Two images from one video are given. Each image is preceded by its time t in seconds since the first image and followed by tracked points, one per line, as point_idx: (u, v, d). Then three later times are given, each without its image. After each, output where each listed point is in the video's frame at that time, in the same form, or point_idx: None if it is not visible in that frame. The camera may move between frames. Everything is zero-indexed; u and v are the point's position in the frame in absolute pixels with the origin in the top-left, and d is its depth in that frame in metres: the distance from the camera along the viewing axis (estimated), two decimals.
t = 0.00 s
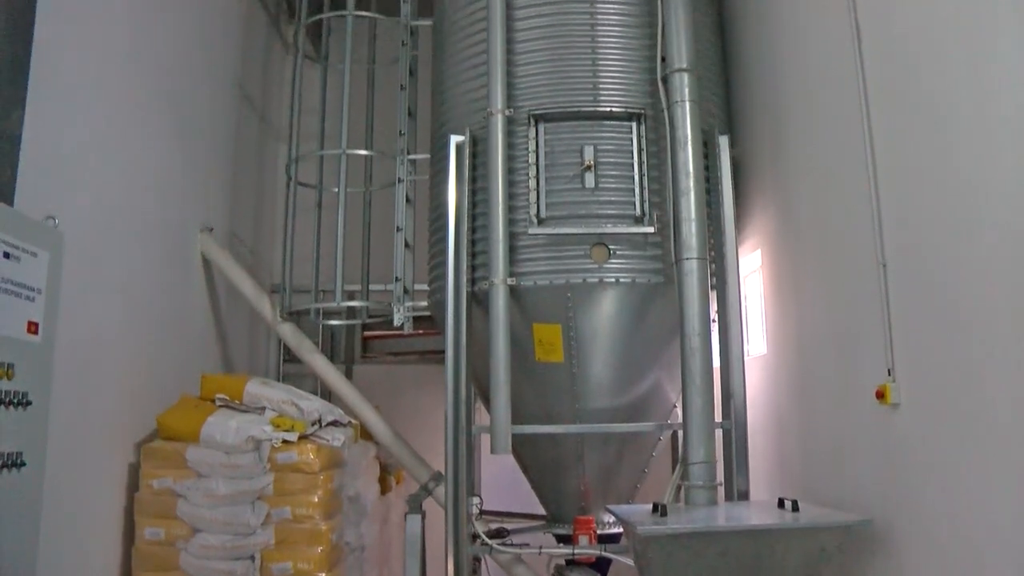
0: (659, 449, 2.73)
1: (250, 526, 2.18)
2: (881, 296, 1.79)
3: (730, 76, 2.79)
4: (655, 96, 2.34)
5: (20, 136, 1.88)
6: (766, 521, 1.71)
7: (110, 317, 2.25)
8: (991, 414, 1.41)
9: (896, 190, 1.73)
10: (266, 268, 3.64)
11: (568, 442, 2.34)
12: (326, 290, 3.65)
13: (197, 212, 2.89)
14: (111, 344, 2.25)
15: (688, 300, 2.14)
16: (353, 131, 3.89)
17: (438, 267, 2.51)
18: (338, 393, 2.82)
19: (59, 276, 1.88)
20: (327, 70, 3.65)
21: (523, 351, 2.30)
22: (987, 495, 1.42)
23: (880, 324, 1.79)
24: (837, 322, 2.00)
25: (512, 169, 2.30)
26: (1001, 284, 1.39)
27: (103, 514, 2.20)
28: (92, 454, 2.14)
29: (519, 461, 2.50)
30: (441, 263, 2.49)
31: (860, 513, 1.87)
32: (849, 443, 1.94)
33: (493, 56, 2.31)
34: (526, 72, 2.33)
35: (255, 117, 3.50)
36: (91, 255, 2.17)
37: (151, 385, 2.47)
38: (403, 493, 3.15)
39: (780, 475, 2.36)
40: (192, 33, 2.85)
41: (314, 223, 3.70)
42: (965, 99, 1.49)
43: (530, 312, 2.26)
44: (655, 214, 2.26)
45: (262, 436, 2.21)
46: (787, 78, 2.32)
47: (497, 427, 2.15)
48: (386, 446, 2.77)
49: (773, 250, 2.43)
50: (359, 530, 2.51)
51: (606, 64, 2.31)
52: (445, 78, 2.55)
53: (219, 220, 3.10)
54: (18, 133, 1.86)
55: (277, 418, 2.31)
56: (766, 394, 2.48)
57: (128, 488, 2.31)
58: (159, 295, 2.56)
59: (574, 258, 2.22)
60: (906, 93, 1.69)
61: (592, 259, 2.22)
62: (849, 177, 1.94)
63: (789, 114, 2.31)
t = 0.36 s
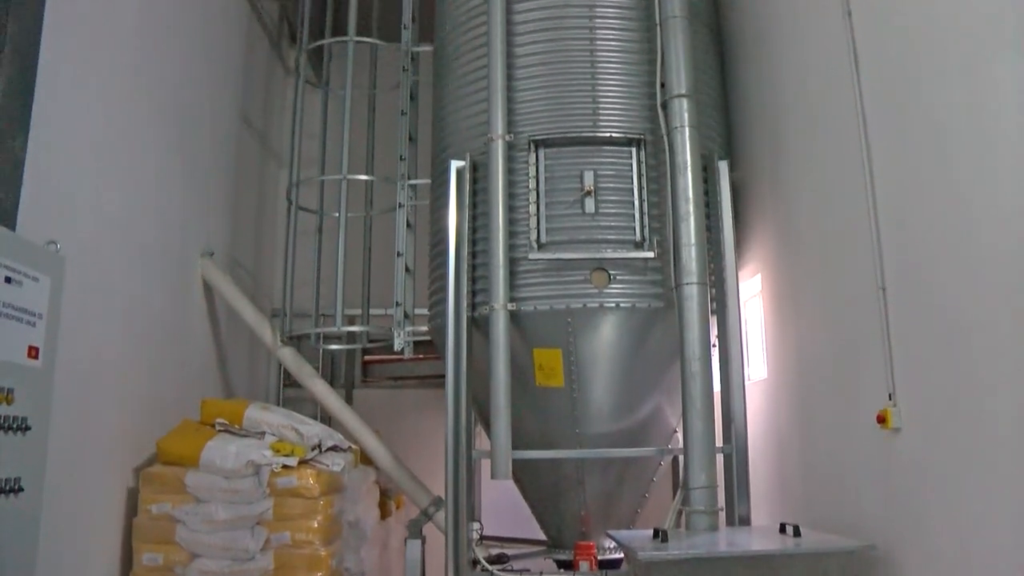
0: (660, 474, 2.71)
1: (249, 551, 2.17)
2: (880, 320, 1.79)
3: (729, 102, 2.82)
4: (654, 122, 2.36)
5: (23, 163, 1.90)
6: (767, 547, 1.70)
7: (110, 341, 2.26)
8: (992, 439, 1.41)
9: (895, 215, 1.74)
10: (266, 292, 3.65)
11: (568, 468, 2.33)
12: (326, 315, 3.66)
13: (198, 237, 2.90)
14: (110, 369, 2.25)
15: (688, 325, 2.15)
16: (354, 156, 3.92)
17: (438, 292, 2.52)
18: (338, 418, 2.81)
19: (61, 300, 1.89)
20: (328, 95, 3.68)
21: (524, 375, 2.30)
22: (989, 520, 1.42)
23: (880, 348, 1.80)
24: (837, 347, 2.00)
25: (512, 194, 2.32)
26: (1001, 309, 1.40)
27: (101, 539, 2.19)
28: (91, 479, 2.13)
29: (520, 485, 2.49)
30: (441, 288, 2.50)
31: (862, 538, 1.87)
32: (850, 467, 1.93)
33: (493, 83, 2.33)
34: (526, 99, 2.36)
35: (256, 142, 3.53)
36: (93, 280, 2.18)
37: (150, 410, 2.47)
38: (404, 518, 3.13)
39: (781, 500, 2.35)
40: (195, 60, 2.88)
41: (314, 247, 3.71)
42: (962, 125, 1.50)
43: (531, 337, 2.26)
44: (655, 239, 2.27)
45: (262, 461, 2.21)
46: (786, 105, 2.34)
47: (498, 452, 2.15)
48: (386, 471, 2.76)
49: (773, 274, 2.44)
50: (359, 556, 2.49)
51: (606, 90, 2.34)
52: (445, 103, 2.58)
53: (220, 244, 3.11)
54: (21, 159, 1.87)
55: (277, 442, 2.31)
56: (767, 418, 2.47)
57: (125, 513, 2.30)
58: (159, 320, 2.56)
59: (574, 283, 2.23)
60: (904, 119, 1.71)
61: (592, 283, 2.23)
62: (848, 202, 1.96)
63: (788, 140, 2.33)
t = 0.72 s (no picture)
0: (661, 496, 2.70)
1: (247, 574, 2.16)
2: (880, 341, 1.80)
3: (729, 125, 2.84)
4: (654, 144, 2.38)
5: (25, 183, 1.91)
6: (768, 569, 1.69)
7: (110, 362, 2.26)
8: (993, 459, 1.41)
9: (893, 236, 1.75)
10: (266, 313, 3.66)
11: (569, 489, 2.32)
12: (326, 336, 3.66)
13: (199, 258, 2.91)
14: (109, 390, 2.25)
15: (689, 346, 2.15)
16: (354, 178, 3.94)
17: (438, 313, 2.52)
18: (337, 440, 2.81)
19: (61, 322, 1.90)
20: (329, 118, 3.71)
21: (523, 396, 2.30)
22: (991, 542, 1.42)
23: (880, 369, 1.80)
24: (837, 368, 2.01)
25: (512, 216, 2.33)
26: (1000, 329, 1.41)
27: (98, 562, 2.17)
28: (89, 501, 2.12)
29: (520, 507, 2.48)
30: (441, 310, 2.50)
31: (864, 560, 1.86)
32: (851, 489, 1.93)
33: (494, 106, 2.35)
34: (526, 121, 2.38)
35: (257, 164, 3.55)
36: (93, 301, 2.19)
37: (149, 431, 2.46)
38: (403, 541, 3.10)
39: (782, 522, 2.34)
40: (197, 83, 2.91)
41: (314, 268, 3.72)
42: (959, 148, 1.52)
43: (531, 359, 2.26)
44: (654, 260, 2.28)
45: (261, 482, 2.20)
46: (785, 128, 2.36)
47: (497, 473, 2.15)
48: (386, 493, 2.74)
49: (772, 295, 2.45)
50: None
51: (606, 113, 2.36)
52: (446, 126, 2.60)
53: (220, 265, 3.12)
54: (22, 180, 1.88)
55: (277, 464, 2.30)
56: (767, 440, 2.47)
57: (123, 535, 2.29)
58: (158, 341, 2.56)
59: (575, 304, 2.23)
60: (902, 142, 1.72)
61: (592, 305, 2.23)
62: (847, 224, 1.97)
63: (788, 163, 2.34)
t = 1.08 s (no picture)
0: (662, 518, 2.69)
1: None
2: (880, 364, 1.80)
3: (729, 148, 2.86)
4: (654, 167, 2.40)
5: (27, 206, 1.91)
6: None
7: (110, 384, 2.26)
8: (994, 482, 1.42)
9: (893, 259, 1.76)
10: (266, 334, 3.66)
11: (569, 512, 2.31)
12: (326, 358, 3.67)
13: (200, 280, 2.92)
14: (109, 412, 2.24)
15: (689, 368, 2.15)
16: (355, 200, 3.97)
17: (438, 335, 2.53)
18: (338, 462, 2.80)
19: (62, 344, 1.90)
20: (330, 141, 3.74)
21: (524, 419, 2.30)
22: (993, 566, 1.41)
23: (881, 392, 1.80)
24: (837, 390, 2.01)
25: (513, 238, 2.34)
26: (999, 353, 1.41)
27: None
28: (88, 524, 2.12)
29: (520, 530, 2.47)
30: (441, 332, 2.51)
31: None
32: (852, 511, 1.92)
33: (494, 130, 2.38)
34: (526, 145, 2.40)
35: (258, 186, 3.58)
36: (93, 323, 2.19)
37: (149, 453, 2.46)
38: (403, 565, 3.08)
39: (785, 546, 2.33)
40: (200, 107, 2.94)
41: (315, 290, 3.74)
42: (957, 171, 1.53)
43: (531, 381, 2.27)
44: (654, 283, 2.29)
45: (261, 505, 2.19)
46: (784, 151, 2.38)
47: (497, 496, 2.14)
48: (386, 516, 2.73)
49: (774, 317, 2.44)
50: None
51: (605, 136, 2.38)
52: (446, 149, 2.62)
53: (221, 287, 3.13)
54: (25, 202, 1.89)
55: (277, 486, 2.29)
56: (769, 463, 2.46)
57: (121, 559, 2.28)
58: (159, 362, 2.56)
59: (575, 327, 2.24)
60: (899, 165, 1.74)
61: (592, 327, 2.24)
62: (846, 246, 1.98)
63: (787, 186, 2.35)
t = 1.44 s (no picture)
0: (664, 544, 2.68)
1: None
2: (881, 388, 1.80)
3: (730, 173, 2.89)
4: (655, 191, 2.41)
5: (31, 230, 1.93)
6: None
7: (111, 408, 2.26)
8: (998, 508, 1.41)
9: (894, 283, 1.76)
10: (267, 358, 3.66)
11: (571, 538, 2.30)
12: (327, 382, 3.67)
13: (201, 304, 2.93)
14: (109, 436, 2.24)
15: (690, 393, 2.15)
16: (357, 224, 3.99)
17: (439, 360, 2.53)
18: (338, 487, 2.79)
19: (63, 369, 1.90)
20: (332, 166, 3.77)
21: (525, 443, 2.30)
22: None
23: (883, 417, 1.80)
24: (839, 414, 2.01)
25: (514, 263, 2.35)
26: (1000, 377, 1.41)
27: None
28: (87, 550, 2.11)
29: (522, 556, 2.45)
30: (442, 356, 2.51)
31: None
32: (856, 537, 1.91)
33: (495, 155, 2.40)
34: (527, 170, 2.42)
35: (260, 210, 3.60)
36: (94, 346, 2.19)
37: (149, 478, 2.45)
38: None
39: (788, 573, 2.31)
40: (203, 133, 2.97)
41: (316, 314, 3.75)
42: (957, 196, 1.54)
43: (532, 406, 2.27)
44: (656, 307, 2.30)
45: (261, 529, 2.19)
46: (784, 175, 2.40)
47: (499, 522, 2.14)
48: (387, 542, 2.71)
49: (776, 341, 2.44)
50: None
51: (606, 161, 2.40)
52: (448, 174, 2.64)
53: (222, 311, 3.14)
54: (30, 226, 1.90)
55: (277, 511, 2.28)
56: (772, 488, 2.45)
57: None
58: (159, 386, 2.56)
59: (576, 351, 2.24)
60: (898, 191, 1.75)
61: (593, 352, 2.24)
62: (847, 269, 1.99)
63: (788, 211, 2.37)
